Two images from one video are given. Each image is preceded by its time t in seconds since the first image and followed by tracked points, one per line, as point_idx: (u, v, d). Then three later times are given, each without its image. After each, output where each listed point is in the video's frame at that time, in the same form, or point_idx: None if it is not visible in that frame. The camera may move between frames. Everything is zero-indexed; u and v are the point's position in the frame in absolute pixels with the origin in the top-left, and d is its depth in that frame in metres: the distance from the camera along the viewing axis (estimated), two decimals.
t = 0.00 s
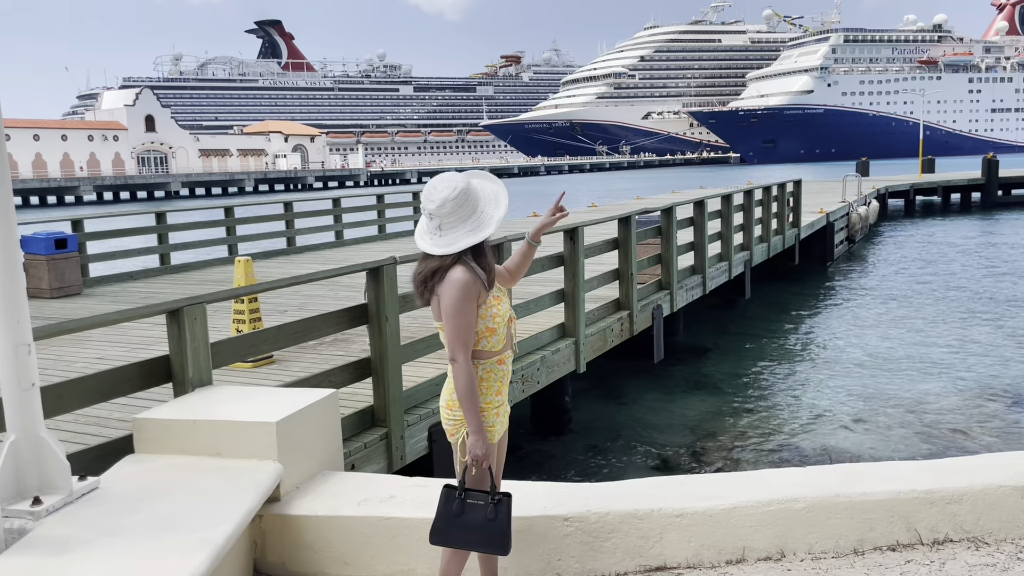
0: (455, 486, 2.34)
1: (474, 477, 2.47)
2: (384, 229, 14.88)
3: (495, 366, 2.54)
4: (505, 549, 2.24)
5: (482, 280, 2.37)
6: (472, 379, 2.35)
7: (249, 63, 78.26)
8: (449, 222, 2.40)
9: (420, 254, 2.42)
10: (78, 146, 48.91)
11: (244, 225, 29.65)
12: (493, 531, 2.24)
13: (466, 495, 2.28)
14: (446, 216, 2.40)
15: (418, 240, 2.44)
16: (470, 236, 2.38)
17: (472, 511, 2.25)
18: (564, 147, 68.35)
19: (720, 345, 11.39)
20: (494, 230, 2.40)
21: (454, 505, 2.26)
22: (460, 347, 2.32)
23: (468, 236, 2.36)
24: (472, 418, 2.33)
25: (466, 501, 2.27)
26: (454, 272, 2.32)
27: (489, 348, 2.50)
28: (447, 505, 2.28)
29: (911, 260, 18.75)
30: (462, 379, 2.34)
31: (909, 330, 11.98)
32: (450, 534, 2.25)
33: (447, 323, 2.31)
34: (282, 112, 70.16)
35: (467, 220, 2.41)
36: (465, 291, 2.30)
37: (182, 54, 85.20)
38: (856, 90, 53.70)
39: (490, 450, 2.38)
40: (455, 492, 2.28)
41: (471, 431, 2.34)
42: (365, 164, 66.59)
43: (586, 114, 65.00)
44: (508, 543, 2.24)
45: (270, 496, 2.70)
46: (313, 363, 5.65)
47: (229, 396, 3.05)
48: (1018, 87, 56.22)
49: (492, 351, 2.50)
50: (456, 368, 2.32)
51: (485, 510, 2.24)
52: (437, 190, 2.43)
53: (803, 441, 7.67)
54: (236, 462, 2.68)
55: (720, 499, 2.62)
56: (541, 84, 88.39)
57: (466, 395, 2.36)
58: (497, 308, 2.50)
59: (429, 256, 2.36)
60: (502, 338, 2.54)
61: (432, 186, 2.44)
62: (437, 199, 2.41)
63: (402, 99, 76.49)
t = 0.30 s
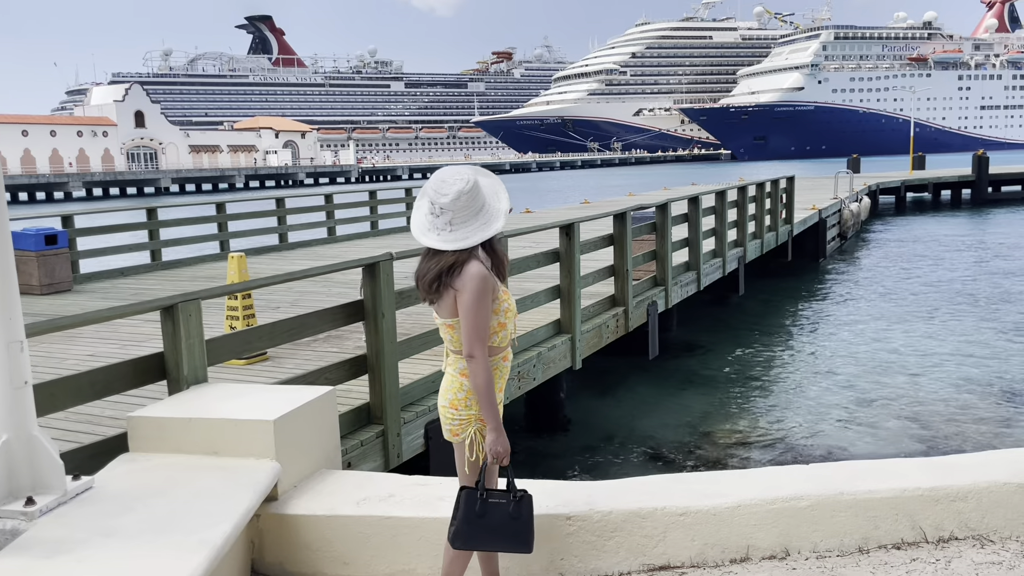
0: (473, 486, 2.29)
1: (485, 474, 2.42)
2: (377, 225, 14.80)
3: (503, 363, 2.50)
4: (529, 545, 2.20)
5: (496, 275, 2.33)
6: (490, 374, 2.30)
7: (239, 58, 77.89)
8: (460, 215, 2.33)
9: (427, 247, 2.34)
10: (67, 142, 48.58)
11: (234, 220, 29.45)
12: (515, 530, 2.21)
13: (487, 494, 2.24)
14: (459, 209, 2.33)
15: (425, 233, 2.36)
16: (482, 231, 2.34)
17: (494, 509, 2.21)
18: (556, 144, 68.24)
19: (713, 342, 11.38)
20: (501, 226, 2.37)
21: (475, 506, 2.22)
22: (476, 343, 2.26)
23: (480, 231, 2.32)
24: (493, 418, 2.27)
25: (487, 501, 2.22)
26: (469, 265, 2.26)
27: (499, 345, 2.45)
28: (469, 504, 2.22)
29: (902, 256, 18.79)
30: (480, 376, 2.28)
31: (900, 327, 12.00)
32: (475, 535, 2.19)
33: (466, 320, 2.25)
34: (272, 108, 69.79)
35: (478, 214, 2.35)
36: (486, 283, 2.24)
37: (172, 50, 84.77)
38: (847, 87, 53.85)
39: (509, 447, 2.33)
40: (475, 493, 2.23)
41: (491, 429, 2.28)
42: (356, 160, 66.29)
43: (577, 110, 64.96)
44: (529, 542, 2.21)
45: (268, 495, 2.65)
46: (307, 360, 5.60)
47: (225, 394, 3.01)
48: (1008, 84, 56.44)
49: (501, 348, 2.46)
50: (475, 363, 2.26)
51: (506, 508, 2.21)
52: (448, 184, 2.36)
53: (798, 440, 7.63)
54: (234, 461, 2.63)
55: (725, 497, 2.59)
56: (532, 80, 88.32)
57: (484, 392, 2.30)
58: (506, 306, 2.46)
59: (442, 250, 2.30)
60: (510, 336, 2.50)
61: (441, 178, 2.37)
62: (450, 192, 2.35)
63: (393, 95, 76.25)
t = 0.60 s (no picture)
0: (510, 478, 2.30)
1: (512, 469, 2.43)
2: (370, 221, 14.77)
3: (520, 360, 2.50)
4: (573, 530, 2.24)
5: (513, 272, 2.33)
6: (515, 369, 2.30)
7: (230, 54, 77.60)
8: (475, 214, 2.33)
9: (441, 243, 2.34)
10: (56, 139, 48.35)
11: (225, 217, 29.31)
12: (557, 519, 2.23)
13: (526, 485, 2.25)
14: (476, 205, 2.33)
15: (440, 228, 2.36)
16: (496, 230, 2.35)
17: (533, 497, 2.22)
18: (547, 140, 68.16)
19: (708, 339, 11.39)
20: (515, 224, 2.37)
21: (516, 497, 2.22)
22: (501, 340, 2.25)
23: (494, 230, 2.33)
24: (522, 411, 2.27)
25: (528, 491, 2.23)
26: (488, 262, 2.26)
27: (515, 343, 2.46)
28: (511, 497, 2.23)
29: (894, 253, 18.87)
30: (506, 372, 2.28)
31: (893, 323, 12.02)
32: (520, 526, 2.21)
33: (488, 315, 2.24)
34: (263, 104, 69.55)
35: (490, 214, 2.35)
36: (506, 281, 2.24)
37: (161, 46, 84.35)
38: (837, 84, 53.77)
39: (541, 439, 2.35)
40: (516, 486, 2.24)
41: (522, 422, 2.29)
42: (347, 157, 66.06)
43: (569, 107, 64.98)
44: (572, 529, 2.24)
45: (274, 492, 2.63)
46: (306, 356, 5.59)
47: (230, 391, 2.99)
48: (996, 81, 56.74)
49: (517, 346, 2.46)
50: (500, 358, 2.25)
51: (549, 495, 2.23)
52: (466, 178, 2.36)
53: (793, 436, 7.64)
54: (240, 459, 2.61)
55: (733, 492, 2.58)
56: (524, 76, 88.27)
57: (509, 387, 2.28)
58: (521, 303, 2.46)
59: (461, 245, 2.30)
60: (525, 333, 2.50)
61: (459, 171, 2.37)
62: (468, 187, 2.34)
63: (384, 91, 76.07)
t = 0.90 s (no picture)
0: (543, 477, 2.36)
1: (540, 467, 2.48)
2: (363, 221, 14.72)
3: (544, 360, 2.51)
4: (603, 520, 2.33)
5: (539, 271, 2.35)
6: (542, 368, 2.32)
7: (216, 53, 77.20)
8: (500, 213, 2.35)
9: (465, 241, 2.36)
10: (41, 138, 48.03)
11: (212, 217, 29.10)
12: (589, 512, 2.31)
13: (557, 482, 2.31)
14: (502, 204, 2.35)
15: (463, 227, 2.38)
16: (521, 230, 2.36)
17: (565, 492, 2.30)
18: (535, 140, 68.07)
19: (702, 338, 11.41)
20: (539, 225, 2.38)
21: (549, 495, 2.30)
22: (528, 340, 2.27)
23: (520, 229, 2.35)
24: (553, 409, 2.30)
25: (560, 488, 2.30)
26: (513, 263, 2.28)
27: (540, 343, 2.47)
28: (545, 494, 2.30)
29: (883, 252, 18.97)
30: (533, 372, 2.30)
31: (885, 321, 12.08)
32: (556, 520, 2.29)
33: (516, 316, 2.25)
34: (249, 104, 69.22)
35: (515, 213, 2.36)
36: (533, 282, 2.26)
37: (147, 44, 83.83)
38: (823, 84, 54.01)
39: (570, 435, 2.39)
40: (550, 482, 2.31)
41: (552, 419, 2.33)
42: (335, 156, 65.79)
43: (557, 106, 64.94)
44: (604, 518, 2.33)
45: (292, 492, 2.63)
46: (307, 357, 5.57)
47: (243, 391, 2.97)
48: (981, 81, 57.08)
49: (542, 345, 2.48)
50: (527, 359, 2.27)
51: (582, 491, 2.31)
52: (492, 178, 2.38)
53: (790, 433, 7.66)
54: (258, 459, 2.61)
55: (752, 491, 2.60)
56: (512, 75, 88.18)
57: (535, 386, 2.31)
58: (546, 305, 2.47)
59: (484, 245, 2.32)
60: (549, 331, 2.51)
61: (486, 171, 2.38)
62: (494, 187, 2.36)
63: (371, 90, 75.75)
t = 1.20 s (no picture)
0: (551, 480, 2.33)
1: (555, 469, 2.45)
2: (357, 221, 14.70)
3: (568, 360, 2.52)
4: (610, 529, 2.28)
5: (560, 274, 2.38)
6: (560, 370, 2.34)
7: (204, 54, 76.87)
8: (525, 215, 2.37)
9: (491, 244, 2.40)
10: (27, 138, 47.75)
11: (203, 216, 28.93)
12: (595, 517, 2.27)
13: (566, 486, 2.29)
14: (525, 207, 2.37)
15: (490, 229, 2.41)
16: (546, 230, 2.38)
17: (573, 497, 2.26)
18: (524, 140, 68.08)
19: (697, 338, 11.46)
20: (566, 226, 2.40)
21: (556, 496, 2.26)
22: (546, 343, 2.29)
23: (545, 232, 2.36)
24: (568, 412, 2.30)
25: (569, 491, 2.27)
26: (535, 267, 2.30)
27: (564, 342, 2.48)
28: (551, 497, 2.26)
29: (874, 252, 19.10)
30: (551, 374, 2.31)
31: (878, 320, 12.17)
32: (562, 524, 2.25)
33: (536, 319, 2.27)
34: (237, 104, 68.96)
35: (540, 215, 2.38)
36: (554, 284, 2.28)
37: (133, 45, 83.34)
38: (810, 84, 54.27)
39: (583, 440, 2.37)
40: (558, 485, 2.27)
41: (567, 423, 2.32)
42: (324, 156, 65.62)
43: (546, 107, 64.90)
44: (609, 526, 2.28)
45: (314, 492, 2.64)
46: (311, 358, 5.57)
47: (262, 392, 2.98)
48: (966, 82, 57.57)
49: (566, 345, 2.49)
50: (546, 362, 2.29)
51: (587, 496, 2.27)
52: (515, 182, 2.40)
53: (788, 431, 7.71)
54: (281, 460, 2.62)
55: (770, 489, 2.63)
56: (501, 76, 88.20)
57: (553, 388, 2.32)
58: (570, 305, 2.49)
59: (507, 248, 2.34)
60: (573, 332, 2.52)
61: (510, 175, 2.41)
62: (517, 190, 2.38)
63: (360, 91, 75.54)
